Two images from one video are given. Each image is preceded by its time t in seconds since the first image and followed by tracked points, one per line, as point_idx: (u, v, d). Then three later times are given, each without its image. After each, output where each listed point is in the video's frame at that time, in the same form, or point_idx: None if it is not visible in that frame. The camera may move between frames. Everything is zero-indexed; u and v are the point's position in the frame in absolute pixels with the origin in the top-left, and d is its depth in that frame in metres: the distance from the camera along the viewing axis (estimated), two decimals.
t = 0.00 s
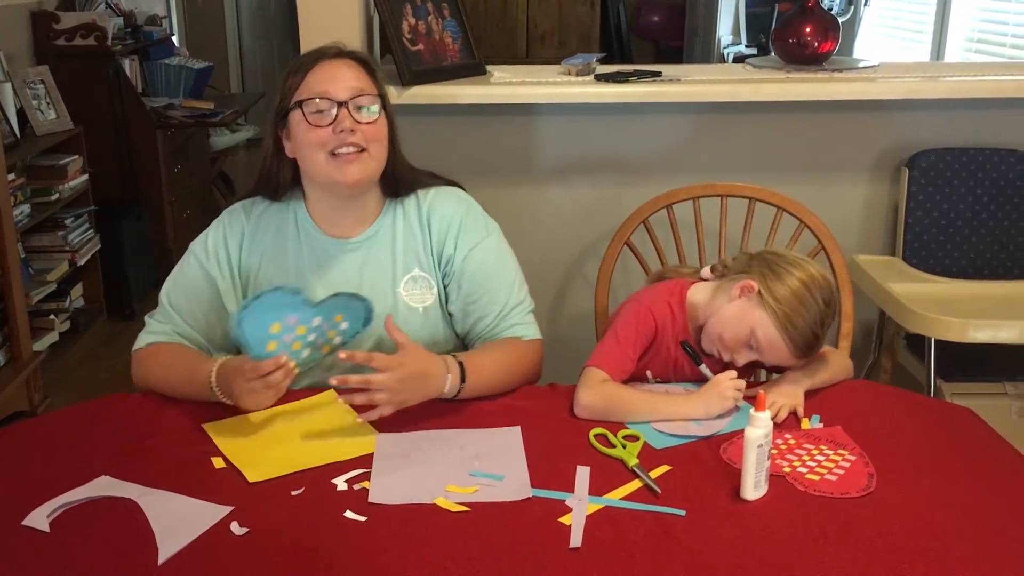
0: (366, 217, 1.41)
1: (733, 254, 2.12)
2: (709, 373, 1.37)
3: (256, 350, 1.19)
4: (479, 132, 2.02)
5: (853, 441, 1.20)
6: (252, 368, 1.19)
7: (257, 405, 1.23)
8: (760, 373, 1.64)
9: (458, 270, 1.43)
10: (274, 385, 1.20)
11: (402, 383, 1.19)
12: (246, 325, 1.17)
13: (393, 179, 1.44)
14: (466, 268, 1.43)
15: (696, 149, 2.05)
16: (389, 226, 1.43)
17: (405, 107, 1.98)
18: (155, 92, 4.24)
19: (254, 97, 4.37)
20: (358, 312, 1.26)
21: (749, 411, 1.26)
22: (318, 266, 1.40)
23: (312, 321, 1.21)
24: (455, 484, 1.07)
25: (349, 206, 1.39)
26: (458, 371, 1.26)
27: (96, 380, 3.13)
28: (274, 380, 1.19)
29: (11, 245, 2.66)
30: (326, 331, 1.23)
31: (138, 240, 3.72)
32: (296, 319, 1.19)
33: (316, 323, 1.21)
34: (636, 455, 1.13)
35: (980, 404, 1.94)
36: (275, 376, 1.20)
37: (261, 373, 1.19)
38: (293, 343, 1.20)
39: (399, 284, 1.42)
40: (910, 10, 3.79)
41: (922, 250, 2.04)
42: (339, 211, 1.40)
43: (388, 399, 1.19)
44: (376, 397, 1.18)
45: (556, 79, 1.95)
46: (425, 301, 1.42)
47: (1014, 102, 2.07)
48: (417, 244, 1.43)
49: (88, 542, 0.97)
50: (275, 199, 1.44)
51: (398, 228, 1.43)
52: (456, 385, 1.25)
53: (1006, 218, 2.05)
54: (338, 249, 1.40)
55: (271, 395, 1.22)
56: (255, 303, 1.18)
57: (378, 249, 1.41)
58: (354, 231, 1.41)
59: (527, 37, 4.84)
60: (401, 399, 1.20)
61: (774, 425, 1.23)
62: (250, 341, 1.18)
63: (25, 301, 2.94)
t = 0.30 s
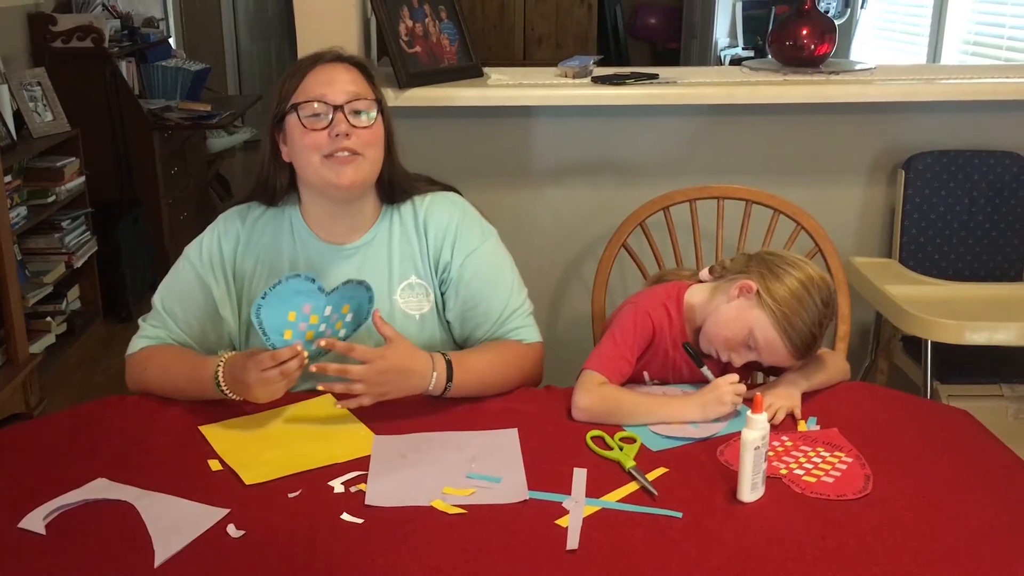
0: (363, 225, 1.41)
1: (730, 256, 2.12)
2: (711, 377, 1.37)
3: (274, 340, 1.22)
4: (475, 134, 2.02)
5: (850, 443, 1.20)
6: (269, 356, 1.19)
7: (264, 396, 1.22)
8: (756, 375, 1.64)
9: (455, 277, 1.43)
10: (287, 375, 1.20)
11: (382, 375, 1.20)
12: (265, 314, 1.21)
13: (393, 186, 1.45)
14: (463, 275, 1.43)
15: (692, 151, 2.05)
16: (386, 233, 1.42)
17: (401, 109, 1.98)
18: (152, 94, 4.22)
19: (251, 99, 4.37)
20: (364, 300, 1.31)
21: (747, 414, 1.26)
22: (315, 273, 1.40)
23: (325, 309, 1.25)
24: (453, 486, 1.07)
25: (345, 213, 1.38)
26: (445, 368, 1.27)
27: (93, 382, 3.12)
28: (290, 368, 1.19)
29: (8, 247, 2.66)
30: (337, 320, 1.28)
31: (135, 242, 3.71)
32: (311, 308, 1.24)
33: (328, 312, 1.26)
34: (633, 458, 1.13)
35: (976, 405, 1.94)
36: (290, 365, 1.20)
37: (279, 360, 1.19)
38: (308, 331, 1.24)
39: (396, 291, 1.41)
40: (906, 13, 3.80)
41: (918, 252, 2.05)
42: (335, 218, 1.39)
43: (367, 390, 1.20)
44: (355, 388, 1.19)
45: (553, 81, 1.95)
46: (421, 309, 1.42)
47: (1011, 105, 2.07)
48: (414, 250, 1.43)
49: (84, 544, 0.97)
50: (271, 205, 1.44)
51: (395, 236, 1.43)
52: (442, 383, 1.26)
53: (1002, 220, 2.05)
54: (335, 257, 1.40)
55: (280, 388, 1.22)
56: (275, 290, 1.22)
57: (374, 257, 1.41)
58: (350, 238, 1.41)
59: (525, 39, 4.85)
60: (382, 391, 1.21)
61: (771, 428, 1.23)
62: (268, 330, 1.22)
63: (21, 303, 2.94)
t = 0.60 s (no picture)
0: (361, 228, 1.41)
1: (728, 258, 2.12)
2: (710, 378, 1.37)
3: (264, 343, 1.22)
4: (475, 136, 2.02)
5: (849, 444, 1.20)
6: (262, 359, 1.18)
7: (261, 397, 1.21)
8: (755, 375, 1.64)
9: (453, 280, 1.43)
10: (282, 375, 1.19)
11: (386, 372, 1.19)
12: (248, 321, 1.21)
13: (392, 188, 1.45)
14: (462, 278, 1.43)
15: (691, 152, 2.05)
16: (384, 236, 1.42)
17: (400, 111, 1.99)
18: (151, 95, 4.22)
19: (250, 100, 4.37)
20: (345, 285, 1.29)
21: (746, 415, 1.26)
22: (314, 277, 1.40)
23: (310, 303, 1.25)
24: (451, 488, 1.07)
25: (343, 215, 1.38)
26: (449, 372, 1.26)
27: (91, 383, 3.13)
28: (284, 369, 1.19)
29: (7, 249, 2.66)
30: (324, 311, 1.26)
31: (134, 244, 3.71)
32: (293, 305, 1.23)
33: (314, 305, 1.25)
34: (632, 459, 1.13)
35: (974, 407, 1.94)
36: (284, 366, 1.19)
37: (272, 362, 1.18)
38: (297, 327, 1.24)
39: (394, 294, 1.41)
40: (904, 14, 3.80)
41: (917, 254, 2.05)
42: (333, 221, 1.39)
43: (369, 385, 1.19)
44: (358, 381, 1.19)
45: (552, 83, 1.95)
46: (420, 311, 1.42)
47: (1009, 107, 2.07)
48: (412, 253, 1.43)
49: (82, 546, 0.97)
50: (269, 208, 1.44)
51: (393, 239, 1.43)
52: (445, 385, 1.26)
53: (1001, 222, 2.05)
54: (334, 260, 1.40)
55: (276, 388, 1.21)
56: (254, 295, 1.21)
57: (373, 261, 1.41)
58: (348, 241, 1.41)
59: (524, 41, 4.85)
60: (384, 387, 1.20)
61: (770, 429, 1.23)
62: (253, 335, 1.21)
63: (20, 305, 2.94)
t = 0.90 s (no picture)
0: (360, 228, 1.41)
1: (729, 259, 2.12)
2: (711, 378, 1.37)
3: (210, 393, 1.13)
4: (475, 136, 2.02)
5: (849, 445, 1.20)
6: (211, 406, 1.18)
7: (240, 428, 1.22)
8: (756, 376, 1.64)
9: (452, 280, 1.44)
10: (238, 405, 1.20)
11: (428, 375, 1.16)
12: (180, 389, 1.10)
13: (393, 188, 1.45)
14: (460, 278, 1.43)
15: (692, 153, 2.05)
16: (383, 237, 1.42)
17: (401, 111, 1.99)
18: (152, 95, 4.22)
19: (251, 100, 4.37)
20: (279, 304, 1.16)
21: (746, 416, 1.26)
22: (313, 278, 1.40)
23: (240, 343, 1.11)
24: (452, 489, 1.07)
25: (343, 216, 1.39)
26: (483, 373, 1.27)
27: (92, 383, 3.13)
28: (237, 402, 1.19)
29: (8, 249, 2.66)
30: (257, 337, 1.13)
31: (134, 244, 3.72)
32: (223, 354, 1.11)
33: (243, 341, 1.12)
34: (633, 460, 1.13)
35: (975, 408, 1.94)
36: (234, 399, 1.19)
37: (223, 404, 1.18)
38: (235, 367, 1.13)
39: (393, 294, 1.41)
40: (905, 15, 3.80)
41: (918, 255, 2.05)
42: (332, 222, 1.39)
43: (409, 387, 1.15)
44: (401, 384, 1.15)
45: (553, 83, 1.95)
46: (418, 311, 1.42)
47: (1011, 108, 2.07)
48: (411, 252, 1.43)
49: (82, 546, 0.97)
50: (268, 207, 1.44)
51: (393, 239, 1.43)
52: (476, 388, 1.26)
53: (1003, 223, 2.05)
54: (333, 261, 1.40)
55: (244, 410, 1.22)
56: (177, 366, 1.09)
57: (371, 262, 1.41)
58: (348, 242, 1.41)
59: (525, 41, 4.85)
60: (424, 388, 1.17)
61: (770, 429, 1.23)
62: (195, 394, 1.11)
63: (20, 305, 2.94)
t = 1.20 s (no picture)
0: (360, 229, 1.41)
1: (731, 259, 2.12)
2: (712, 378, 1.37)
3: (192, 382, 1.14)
4: (477, 137, 2.02)
5: (851, 446, 1.20)
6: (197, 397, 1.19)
7: (228, 427, 1.22)
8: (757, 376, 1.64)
9: (452, 281, 1.44)
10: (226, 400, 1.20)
11: (429, 376, 1.16)
12: (161, 368, 1.13)
13: (392, 191, 1.45)
14: (460, 279, 1.43)
15: (694, 153, 2.05)
16: (383, 238, 1.42)
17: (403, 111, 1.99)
18: (154, 95, 4.23)
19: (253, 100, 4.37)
20: (283, 313, 1.17)
21: (747, 416, 1.26)
22: (313, 279, 1.40)
23: (226, 336, 1.13)
24: (453, 489, 1.07)
25: (342, 219, 1.39)
26: (485, 373, 1.27)
27: (93, 383, 3.13)
28: (223, 398, 1.19)
29: (10, 248, 2.65)
30: (251, 336, 1.14)
31: (136, 243, 3.72)
32: (209, 343, 1.13)
33: (232, 337, 1.13)
34: (635, 460, 1.13)
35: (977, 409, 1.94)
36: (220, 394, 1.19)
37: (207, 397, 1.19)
38: (221, 361, 1.13)
39: (393, 295, 1.41)
40: (907, 15, 3.80)
41: (919, 256, 2.05)
42: (332, 226, 1.39)
43: (410, 387, 1.15)
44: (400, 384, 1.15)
45: (555, 84, 1.95)
46: (418, 312, 1.42)
47: (1013, 108, 2.07)
48: (411, 253, 1.43)
49: (83, 546, 0.97)
50: (268, 207, 1.44)
51: (393, 241, 1.43)
52: (478, 388, 1.27)
53: (1004, 224, 2.05)
54: (333, 262, 1.40)
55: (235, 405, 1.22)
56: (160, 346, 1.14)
57: (371, 264, 1.41)
58: (348, 244, 1.41)
59: (526, 41, 4.85)
60: (425, 390, 1.17)
61: (772, 430, 1.23)
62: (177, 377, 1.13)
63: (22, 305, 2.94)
